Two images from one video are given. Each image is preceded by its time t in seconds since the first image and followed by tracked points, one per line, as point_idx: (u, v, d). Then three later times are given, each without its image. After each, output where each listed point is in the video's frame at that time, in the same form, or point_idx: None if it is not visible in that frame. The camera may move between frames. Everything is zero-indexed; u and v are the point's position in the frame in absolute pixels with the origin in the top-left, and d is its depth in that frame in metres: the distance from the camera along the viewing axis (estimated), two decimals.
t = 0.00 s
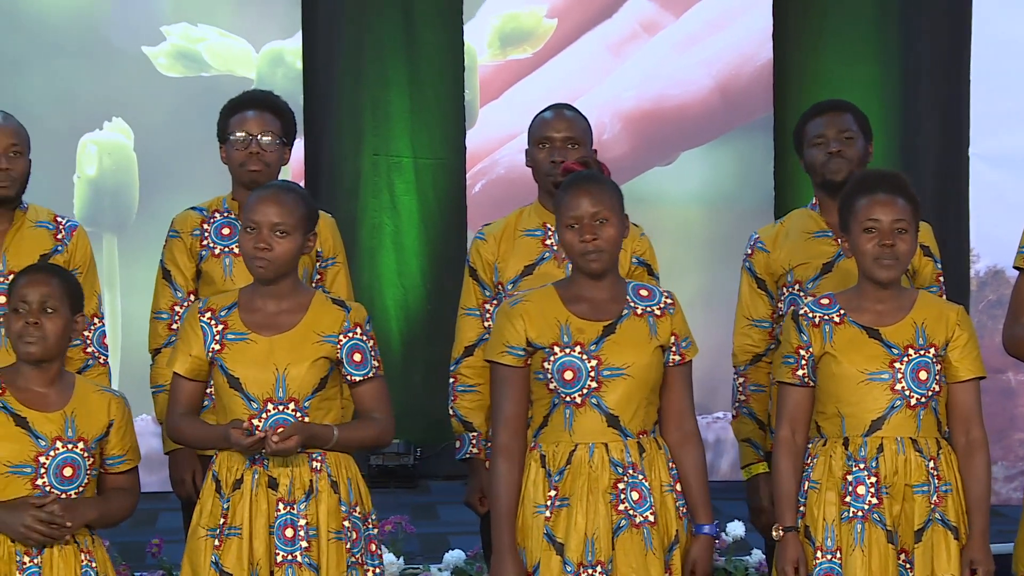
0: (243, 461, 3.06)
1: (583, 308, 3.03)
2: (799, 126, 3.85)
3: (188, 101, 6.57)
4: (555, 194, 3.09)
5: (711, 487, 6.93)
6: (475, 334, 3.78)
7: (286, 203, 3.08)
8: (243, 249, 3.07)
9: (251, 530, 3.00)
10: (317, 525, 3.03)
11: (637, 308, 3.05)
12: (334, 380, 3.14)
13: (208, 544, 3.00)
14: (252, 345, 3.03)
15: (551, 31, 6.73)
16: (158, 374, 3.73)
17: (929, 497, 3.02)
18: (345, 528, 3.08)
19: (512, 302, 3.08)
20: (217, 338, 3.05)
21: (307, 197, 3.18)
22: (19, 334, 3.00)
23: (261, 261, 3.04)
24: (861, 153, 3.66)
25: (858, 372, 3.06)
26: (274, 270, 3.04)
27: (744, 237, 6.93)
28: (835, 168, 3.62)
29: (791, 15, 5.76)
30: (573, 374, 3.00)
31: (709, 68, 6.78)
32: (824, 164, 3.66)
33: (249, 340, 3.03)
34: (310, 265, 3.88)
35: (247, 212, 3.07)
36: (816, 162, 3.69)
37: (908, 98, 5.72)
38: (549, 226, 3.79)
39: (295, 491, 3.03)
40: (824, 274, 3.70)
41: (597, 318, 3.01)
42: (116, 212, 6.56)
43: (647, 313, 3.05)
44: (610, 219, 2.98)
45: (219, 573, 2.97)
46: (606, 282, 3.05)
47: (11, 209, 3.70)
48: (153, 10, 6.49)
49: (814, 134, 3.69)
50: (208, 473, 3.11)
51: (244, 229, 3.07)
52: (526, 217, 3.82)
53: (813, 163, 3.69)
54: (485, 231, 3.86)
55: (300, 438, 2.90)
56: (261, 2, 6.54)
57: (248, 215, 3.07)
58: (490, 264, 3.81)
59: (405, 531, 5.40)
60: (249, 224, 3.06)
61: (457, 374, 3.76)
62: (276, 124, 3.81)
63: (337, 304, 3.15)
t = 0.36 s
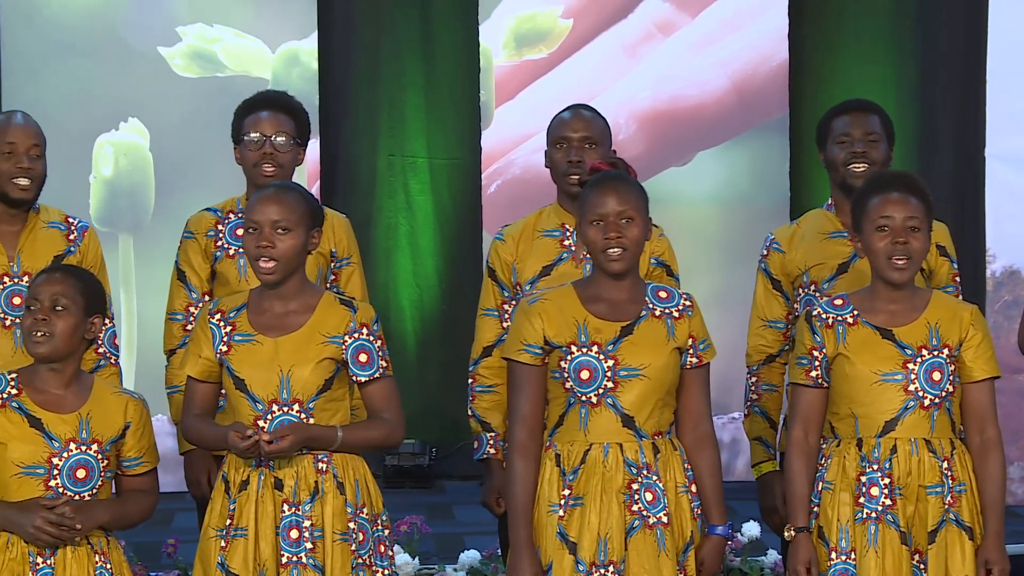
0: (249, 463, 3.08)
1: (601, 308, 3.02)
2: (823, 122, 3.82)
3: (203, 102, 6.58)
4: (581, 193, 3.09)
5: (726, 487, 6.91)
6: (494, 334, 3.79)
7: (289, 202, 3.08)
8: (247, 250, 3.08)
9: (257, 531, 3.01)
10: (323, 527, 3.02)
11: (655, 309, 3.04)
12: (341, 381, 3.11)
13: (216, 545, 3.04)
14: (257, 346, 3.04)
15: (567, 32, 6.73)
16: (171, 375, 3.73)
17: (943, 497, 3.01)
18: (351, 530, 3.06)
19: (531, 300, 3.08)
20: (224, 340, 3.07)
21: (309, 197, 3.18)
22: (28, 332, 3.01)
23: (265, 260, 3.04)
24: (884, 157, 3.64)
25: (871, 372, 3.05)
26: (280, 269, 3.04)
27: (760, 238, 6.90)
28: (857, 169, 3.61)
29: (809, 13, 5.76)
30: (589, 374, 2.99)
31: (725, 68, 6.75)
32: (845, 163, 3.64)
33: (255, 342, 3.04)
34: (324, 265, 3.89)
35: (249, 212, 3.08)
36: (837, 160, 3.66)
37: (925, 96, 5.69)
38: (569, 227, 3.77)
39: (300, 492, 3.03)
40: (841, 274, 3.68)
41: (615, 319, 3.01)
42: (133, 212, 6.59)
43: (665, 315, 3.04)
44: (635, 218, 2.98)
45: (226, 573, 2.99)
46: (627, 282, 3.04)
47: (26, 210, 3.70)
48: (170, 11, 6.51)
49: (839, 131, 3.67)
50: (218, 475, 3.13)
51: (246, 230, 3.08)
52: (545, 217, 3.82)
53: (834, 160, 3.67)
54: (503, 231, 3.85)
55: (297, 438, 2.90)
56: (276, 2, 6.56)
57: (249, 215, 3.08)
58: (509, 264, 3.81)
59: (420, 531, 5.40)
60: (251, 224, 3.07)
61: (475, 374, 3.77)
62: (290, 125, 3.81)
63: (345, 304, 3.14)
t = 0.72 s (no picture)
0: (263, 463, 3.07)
1: (613, 309, 3.01)
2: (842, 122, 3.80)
3: (218, 102, 6.59)
4: (601, 192, 3.08)
5: (741, 487, 6.89)
6: (511, 335, 3.76)
7: (297, 203, 3.07)
8: (258, 255, 3.07)
9: (270, 531, 3.00)
10: (335, 526, 3.02)
11: (669, 310, 3.02)
12: (353, 380, 3.11)
13: (229, 545, 3.02)
14: (268, 347, 3.04)
15: (581, 31, 6.71)
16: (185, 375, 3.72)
17: (958, 497, 2.99)
18: (364, 529, 3.06)
19: (543, 300, 3.06)
20: (236, 341, 3.07)
21: (315, 196, 3.17)
22: (38, 330, 3.02)
23: (278, 264, 3.03)
24: (903, 156, 3.63)
25: (886, 373, 3.03)
26: (294, 271, 3.04)
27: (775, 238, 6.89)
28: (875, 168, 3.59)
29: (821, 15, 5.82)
30: (600, 374, 2.98)
31: (741, 68, 6.73)
32: (863, 162, 3.62)
33: (268, 342, 3.05)
34: (338, 265, 3.88)
35: (256, 217, 3.08)
36: (855, 160, 3.64)
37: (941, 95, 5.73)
38: (585, 227, 3.78)
39: (314, 492, 3.03)
40: (858, 273, 3.66)
41: (627, 320, 2.99)
42: (147, 213, 6.59)
43: (678, 315, 3.02)
44: (653, 220, 2.97)
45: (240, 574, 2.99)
46: (639, 282, 3.03)
47: (38, 210, 3.73)
48: (184, 11, 6.52)
49: (857, 131, 3.64)
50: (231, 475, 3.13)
51: (256, 235, 3.07)
52: (562, 218, 3.82)
53: (851, 160, 3.65)
54: (521, 232, 3.85)
55: (311, 442, 2.90)
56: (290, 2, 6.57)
57: (258, 220, 3.06)
58: (525, 264, 3.80)
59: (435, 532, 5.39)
60: (260, 229, 3.06)
61: (492, 375, 3.73)
62: (303, 125, 3.81)
63: (356, 303, 3.13)
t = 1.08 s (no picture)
0: (285, 463, 3.05)
1: (627, 310, 3.00)
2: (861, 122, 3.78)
3: (235, 101, 6.58)
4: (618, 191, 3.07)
5: (758, 487, 6.88)
6: (525, 335, 3.75)
7: (314, 203, 3.09)
8: (276, 255, 3.08)
9: (294, 532, 3.00)
10: (361, 525, 3.03)
11: (682, 310, 3.01)
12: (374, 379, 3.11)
13: (252, 546, 3.01)
14: (289, 347, 3.04)
15: (598, 31, 6.70)
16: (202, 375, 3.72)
17: (978, 497, 2.98)
18: (388, 528, 3.07)
19: (557, 302, 3.07)
20: (255, 342, 3.06)
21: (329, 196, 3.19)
22: (58, 330, 3.04)
23: (300, 262, 3.05)
24: (923, 157, 3.61)
25: (905, 373, 3.01)
26: (315, 269, 3.05)
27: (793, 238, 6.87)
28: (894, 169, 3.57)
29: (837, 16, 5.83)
30: (611, 375, 2.98)
31: (757, 68, 6.72)
32: (882, 163, 3.60)
33: (288, 343, 3.05)
34: (354, 265, 3.89)
35: (273, 217, 3.09)
36: (874, 161, 3.62)
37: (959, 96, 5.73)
38: (599, 227, 3.77)
39: (338, 491, 3.03)
40: (877, 273, 3.66)
41: (640, 321, 2.99)
42: (164, 213, 6.60)
43: (691, 315, 3.00)
44: (667, 221, 2.96)
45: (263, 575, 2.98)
46: (652, 283, 3.01)
47: (50, 210, 3.75)
48: (202, 12, 6.54)
49: (877, 131, 3.63)
50: (250, 475, 3.10)
51: (274, 235, 3.08)
52: (577, 218, 3.81)
53: (871, 161, 3.63)
54: (536, 232, 3.85)
55: (343, 443, 2.90)
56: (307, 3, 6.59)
57: (275, 221, 3.07)
58: (540, 265, 3.80)
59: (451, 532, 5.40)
60: (279, 229, 3.07)
61: (508, 374, 3.72)
62: (321, 125, 3.82)
63: (374, 302, 3.14)
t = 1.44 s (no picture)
0: (313, 463, 3.02)
1: (640, 311, 3.00)
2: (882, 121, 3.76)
3: (254, 101, 6.61)
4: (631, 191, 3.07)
5: (776, 487, 6.86)
6: (536, 333, 3.75)
7: (338, 199, 3.09)
8: (305, 254, 3.06)
9: (325, 531, 2.97)
10: (390, 524, 3.03)
11: (695, 309, 2.99)
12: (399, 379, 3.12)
13: (283, 546, 2.99)
14: (319, 347, 3.03)
15: (616, 31, 6.68)
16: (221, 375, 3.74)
17: (1000, 498, 2.97)
18: (416, 526, 3.08)
19: (571, 305, 3.07)
20: (281, 342, 3.04)
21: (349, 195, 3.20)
22: (102, 330, 3.03)
23: (330, 257, 3.03)
24: (943, 155, 3.58)
25: (927, 373, 3.00)
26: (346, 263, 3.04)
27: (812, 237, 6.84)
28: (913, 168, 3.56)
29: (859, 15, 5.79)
30: (622, 377, 2.97)
31: (776, 67, 6.70)
32: (902, 163, 3.58)
33: (315, 342, 3.03)
34: (373, 265, 3.89)
35: (299, 215, 3.08)
36: (894, 160, 3.60)
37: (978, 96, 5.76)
38: (610, 227, 3.75)
39: (368, 490, 3.02)
40: (898, 272, 3.64)
41: (651, 322, 2.98)
42: (183, 212, 6.59)
43: (704, 314, 2.99)
44: (678, 223, 2.95)
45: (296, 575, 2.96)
46: (664, 284, 3.00)
47: (68, 209, 3.77)
48: (221, 11, 6.55)
49: (896, 130, 3.61)
50: (274, 475, 3.06)
51: (302, 234, 3.06)
52: (587, 217, 3.79)
53: (891, 161, 3.61)
54: (546, 231, 3.83)
55: (382, 440, 2.88)
56: (326, 3, 6.59)
57: (302, 219, 3.07)
58: (550, 264, 3.78)
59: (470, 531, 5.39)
60: (306, 227, 3.06)
61: (518, 374, 3.73)
62: (340, 124, 3.82)
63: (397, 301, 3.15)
